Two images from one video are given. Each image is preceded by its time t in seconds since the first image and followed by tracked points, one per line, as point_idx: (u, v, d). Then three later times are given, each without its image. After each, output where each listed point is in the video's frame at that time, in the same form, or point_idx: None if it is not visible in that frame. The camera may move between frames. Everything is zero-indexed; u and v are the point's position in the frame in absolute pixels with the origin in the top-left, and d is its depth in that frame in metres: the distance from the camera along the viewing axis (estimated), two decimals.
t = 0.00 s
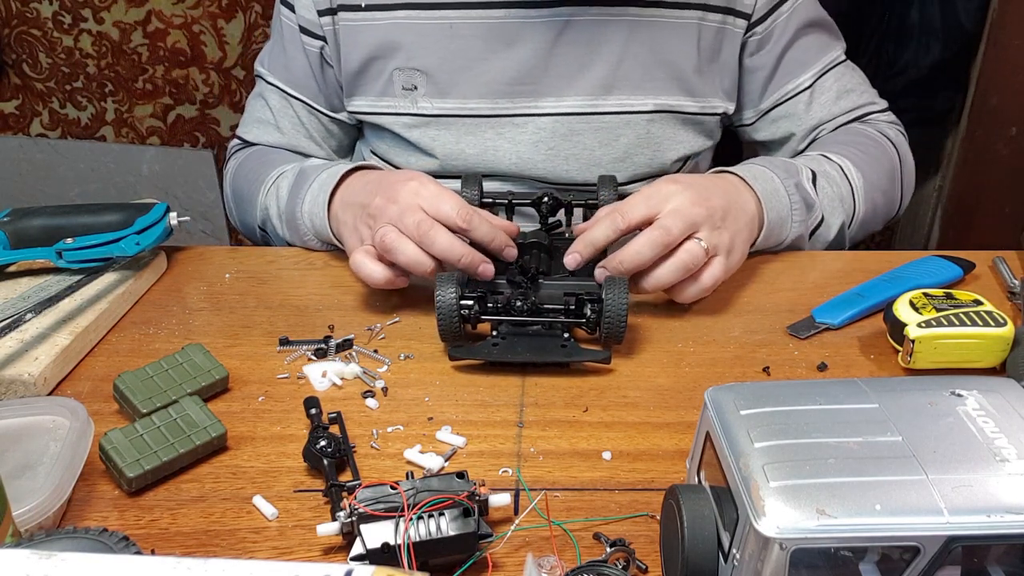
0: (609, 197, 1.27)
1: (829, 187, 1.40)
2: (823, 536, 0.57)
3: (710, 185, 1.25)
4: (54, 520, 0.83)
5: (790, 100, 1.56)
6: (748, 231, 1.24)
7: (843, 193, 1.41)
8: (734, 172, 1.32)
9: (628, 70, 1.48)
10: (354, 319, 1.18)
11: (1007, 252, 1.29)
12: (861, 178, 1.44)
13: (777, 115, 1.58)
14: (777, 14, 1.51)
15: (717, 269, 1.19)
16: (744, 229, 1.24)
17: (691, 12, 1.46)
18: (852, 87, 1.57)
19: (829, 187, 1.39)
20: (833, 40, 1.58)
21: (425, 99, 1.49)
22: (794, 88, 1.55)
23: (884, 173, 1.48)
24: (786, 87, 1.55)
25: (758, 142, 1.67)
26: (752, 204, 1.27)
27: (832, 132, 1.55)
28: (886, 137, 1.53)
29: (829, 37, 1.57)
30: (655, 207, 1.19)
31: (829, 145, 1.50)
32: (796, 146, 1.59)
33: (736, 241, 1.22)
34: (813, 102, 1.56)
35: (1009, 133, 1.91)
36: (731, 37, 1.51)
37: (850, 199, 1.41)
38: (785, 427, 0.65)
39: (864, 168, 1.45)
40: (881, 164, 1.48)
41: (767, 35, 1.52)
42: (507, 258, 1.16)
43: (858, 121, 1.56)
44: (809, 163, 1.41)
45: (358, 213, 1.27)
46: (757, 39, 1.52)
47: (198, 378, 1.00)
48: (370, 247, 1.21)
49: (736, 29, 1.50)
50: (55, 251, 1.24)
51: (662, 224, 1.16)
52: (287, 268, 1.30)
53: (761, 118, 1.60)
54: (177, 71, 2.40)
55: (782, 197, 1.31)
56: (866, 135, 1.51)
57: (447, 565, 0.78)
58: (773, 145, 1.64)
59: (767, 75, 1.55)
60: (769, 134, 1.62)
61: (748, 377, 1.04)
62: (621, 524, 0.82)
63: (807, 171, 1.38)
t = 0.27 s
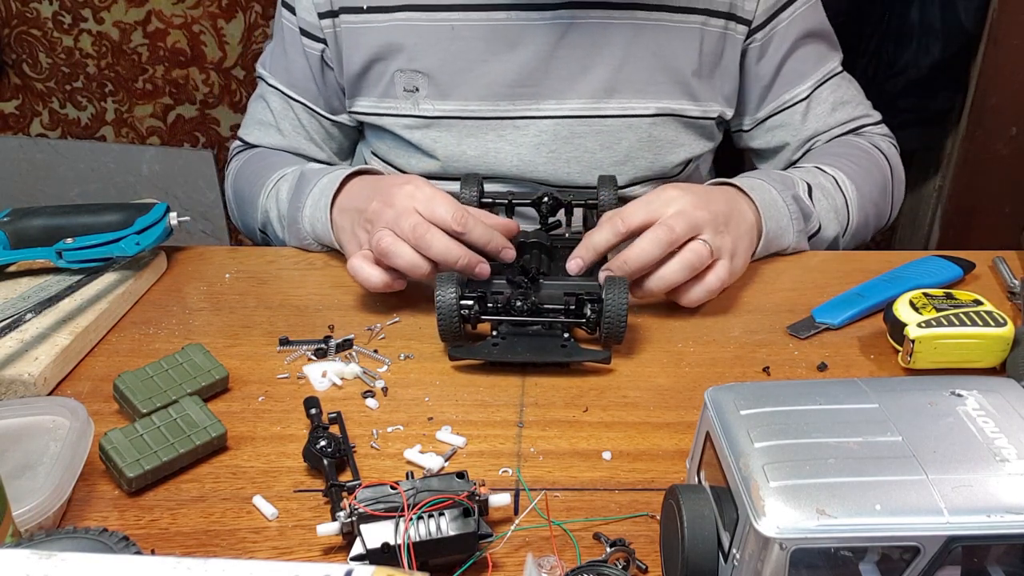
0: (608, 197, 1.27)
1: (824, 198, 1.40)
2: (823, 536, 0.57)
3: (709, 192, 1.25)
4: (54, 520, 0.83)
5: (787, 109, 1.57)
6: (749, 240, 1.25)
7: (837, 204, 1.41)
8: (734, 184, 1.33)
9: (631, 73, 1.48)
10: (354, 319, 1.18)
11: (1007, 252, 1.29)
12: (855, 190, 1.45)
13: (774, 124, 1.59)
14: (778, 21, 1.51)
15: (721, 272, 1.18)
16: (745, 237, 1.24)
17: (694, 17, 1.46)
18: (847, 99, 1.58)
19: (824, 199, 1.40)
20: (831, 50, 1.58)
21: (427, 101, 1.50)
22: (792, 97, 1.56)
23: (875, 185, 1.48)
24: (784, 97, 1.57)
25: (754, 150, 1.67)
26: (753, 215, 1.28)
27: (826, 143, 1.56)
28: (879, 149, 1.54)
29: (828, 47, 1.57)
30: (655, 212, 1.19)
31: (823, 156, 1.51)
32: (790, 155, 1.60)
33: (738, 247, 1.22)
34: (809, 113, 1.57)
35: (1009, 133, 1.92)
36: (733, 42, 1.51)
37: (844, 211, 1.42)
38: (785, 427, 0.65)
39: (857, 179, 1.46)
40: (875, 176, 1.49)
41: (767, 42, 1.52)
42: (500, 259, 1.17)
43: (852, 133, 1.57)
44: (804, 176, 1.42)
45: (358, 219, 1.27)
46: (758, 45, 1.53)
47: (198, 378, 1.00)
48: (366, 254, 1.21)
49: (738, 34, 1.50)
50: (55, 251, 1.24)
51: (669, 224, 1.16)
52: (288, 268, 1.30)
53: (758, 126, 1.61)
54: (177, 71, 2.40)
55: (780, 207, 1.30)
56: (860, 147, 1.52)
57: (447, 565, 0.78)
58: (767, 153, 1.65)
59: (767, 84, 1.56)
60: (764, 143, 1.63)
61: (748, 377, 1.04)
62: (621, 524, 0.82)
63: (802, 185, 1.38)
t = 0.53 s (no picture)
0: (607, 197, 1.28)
1: (825, 204, 1.40)
2: (823, 536, 0.57)
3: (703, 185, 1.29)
4: (54, 520, 0.83)
5: (787, 116, 1.57)
6: (749, 237, 1.26)
7: (837, 209, 1.41)
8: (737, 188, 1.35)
9: (636, 74, 1.48)
10: (354, 319, 1.18)
11: (1007, 252, 1.29)
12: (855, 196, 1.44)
13: (772, 129, 1.59)
14: (781, 25, 1.51)
15: (710, 253, 1.21)
16: (746, 232, 1.26)
17: (699, 19, 1.46)
18: (846, 108, 1.58)
19: (824, 204, 1.40)
20: (833, 58, 1.57)
21: (431, 101, 1.50)
22: (791, 105, 1.56)
23: (875, 194, 1.48)
24: (784, 104, 1.57)
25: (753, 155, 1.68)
26: (755, 216, 1.29)
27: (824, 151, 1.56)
28: (878, 158, 1.54)
29: (828, 56, 1.57)
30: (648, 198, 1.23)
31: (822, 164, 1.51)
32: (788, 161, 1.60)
33: (735, 234, 1.24)
34: (809, 120, 1.56)
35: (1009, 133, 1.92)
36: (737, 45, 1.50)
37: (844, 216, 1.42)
38: (785, 427, 0.65)
39: (857, 186, 1.46)
40: (873, 184, 1.49)
41: (771, 45, 1.52)
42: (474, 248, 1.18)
43: (849, 143, 1.56)
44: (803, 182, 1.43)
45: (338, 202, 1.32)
46: (762, 49, 1.53)
47: (198, 378, 1.00)
48: (348, 238, 1.25)
49: (743, 38, 1.50)
50: (55, 251, 1.24)
51: (647, 194, 1.22)
52: (288, 268, 1.30)
53: (757, 131, 1.61)
54: (177, 71, 2.40)
55: (783, 210, 1.31)
56: (857, 156, 1.52)
57: (447, 565, 0.78)
58: (765, 159, 1.65)
59: (768, 89, 1.56)
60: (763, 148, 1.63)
61: (747, 377, 1.04)
62: (621, 524, 0.82)
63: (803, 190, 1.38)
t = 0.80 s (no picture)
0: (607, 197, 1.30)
1: (834, 204, 1.40)
2: (823, 536, 0.57)
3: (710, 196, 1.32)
4: (54, 520, 0.83)
5: (792, 120, 1.57)
6: (752, 236, 1.26)
7: (847, 209, 1.41)
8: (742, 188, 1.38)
9: (644, 81, 1.52)
10: (355, 319, 1.18)
11: (1007, 252, 1.29)
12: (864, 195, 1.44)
13: (778, 134, 1.59)
14: (785, 33, 1.54)
15: (700, 256, 1.21)
16: (746, 232, 1.26)
17: (705, 27, 1.50)
18: (853, 112, 1.57)
19: (833, 204, 1.40)
20: (841, 63, 1.58)
21: (446, 105, 1.54)
22: (795, 109, 1.57)
23: (885, 198, 1.48)
24: (789, 108, 1.57)
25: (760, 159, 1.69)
26: (760, 215, 1.30)
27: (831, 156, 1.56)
28: (885, 160, 1.54)
29: (837, 60, 1.58)
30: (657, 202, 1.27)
31: (829, 166, 1.51)
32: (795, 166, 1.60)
33: (730, 236, 1.25)
34: (815, 124, 1.57)
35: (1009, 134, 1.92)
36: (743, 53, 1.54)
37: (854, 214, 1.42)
38: (785, 427, 0.65)
39: (865, 185, 1.46)
40: (882, 184, 1.49)
41: (776, 53, 1.55)
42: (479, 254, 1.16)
43: (856, 147, 1.56)
44: (810, 183, 1.44)
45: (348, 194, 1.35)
46: (768, 56, 1.56)
47: (198, 378, 1.00)
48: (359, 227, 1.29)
49: (749, 46, 1.53)
50: (55, 251, 1.24)
51: (631, 210, 1.23)
52: (288, 268, 1.30)
53: (762, 135, 1.62)
54: (177, 71, 2.40)
55: (789, 208, 1.33)
56: (865, 158, 1.52)
57: (447, 565, 0.78)
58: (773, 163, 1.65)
59: (772, 93, 1.57)
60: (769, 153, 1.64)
61: (747, 377, 1.04)
62: (621, 524, 0.82)
63: (810, 191, 1.39)
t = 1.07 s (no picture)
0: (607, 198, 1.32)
1: (844, 203, 1.40)
2: (823, 536, 0.57)
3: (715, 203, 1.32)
4: (53, 520, 0.83)
5: (798, 126, 1.59)
6: (751, 237, 1.27)
7: (857, 207, 1.41)
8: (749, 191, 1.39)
9: (655, 96, 1.55)
10: (355, 319, 1.18)
11: (1007, 252, 1.29)
12: (875, 194, 1.44)
13: (785, 141, 1.61)
14: (794, 43, 1.56)
15: (694, 261, 1.20)
16: (747, 234, 1.27)
17: (716, 41, 1.52)
18: (863, 117, 1.58)
19: (844, 203, 1.40)
20: (851, 73, 1.59)
21: (464, 119, 1.57)
22: (800, 116, 1.58)
23: (896, 202, 1.47)
24: (794, 115, 1.59)
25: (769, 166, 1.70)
26: (762, 215, 1.31)
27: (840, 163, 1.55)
28: (897, 163, 1.53)
29: (848, 68, 1.59)
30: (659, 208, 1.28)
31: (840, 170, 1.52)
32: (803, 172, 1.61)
33: (726, 240, 1.24)
34: (822, 130, 1.57)
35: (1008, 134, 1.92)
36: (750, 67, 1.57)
37: (865, 213, 1.42)
38: (785, 427, 0.65)
39: (875, 186, 1.46)
40: (894, 185, 1.48)
41: (781, 63, 1.58)
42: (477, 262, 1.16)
43: (866, 152, 1.56)
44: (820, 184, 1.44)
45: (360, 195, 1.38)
46: (773, 66, 1.58)
47: (198, 378, 1.00)
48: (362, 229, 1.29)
49: (756, 57, 1.56)
50: (55, 251, 1.24)
51: (623, 218, 1.24)
52: (288, 268, 1.30)
53: (767, 143, 1.64)
54: (177, 71, 2.40)
55: (796, 205, 1.34)
56: (876, 162, 1.52)
57: (447, 565, 0.78)
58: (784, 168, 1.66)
59: (778, 99, 1.59)
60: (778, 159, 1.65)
61: (747, 377, 1.04)
62: (621, 524, 0.82)
63: (818, 190, 1.40)
